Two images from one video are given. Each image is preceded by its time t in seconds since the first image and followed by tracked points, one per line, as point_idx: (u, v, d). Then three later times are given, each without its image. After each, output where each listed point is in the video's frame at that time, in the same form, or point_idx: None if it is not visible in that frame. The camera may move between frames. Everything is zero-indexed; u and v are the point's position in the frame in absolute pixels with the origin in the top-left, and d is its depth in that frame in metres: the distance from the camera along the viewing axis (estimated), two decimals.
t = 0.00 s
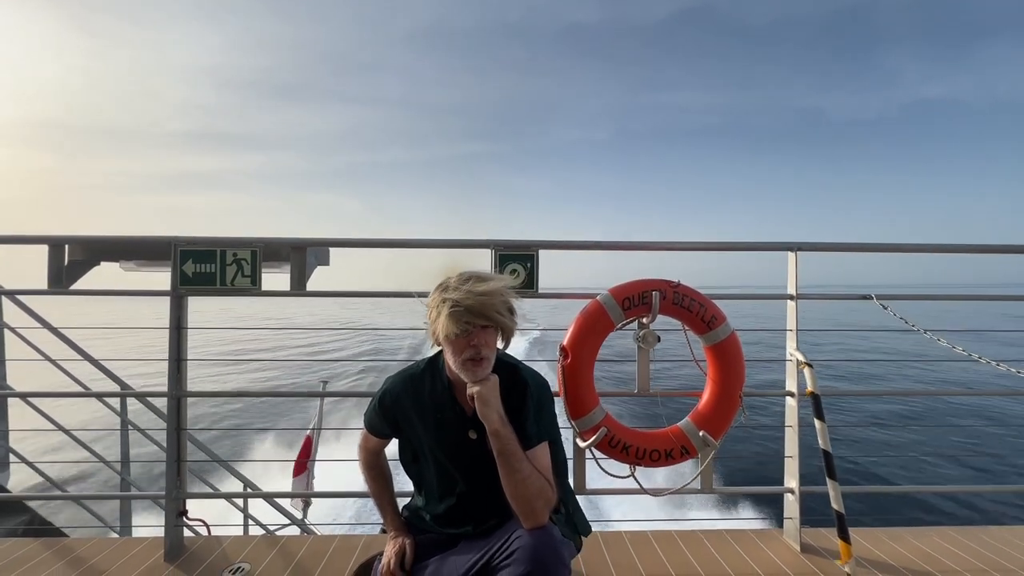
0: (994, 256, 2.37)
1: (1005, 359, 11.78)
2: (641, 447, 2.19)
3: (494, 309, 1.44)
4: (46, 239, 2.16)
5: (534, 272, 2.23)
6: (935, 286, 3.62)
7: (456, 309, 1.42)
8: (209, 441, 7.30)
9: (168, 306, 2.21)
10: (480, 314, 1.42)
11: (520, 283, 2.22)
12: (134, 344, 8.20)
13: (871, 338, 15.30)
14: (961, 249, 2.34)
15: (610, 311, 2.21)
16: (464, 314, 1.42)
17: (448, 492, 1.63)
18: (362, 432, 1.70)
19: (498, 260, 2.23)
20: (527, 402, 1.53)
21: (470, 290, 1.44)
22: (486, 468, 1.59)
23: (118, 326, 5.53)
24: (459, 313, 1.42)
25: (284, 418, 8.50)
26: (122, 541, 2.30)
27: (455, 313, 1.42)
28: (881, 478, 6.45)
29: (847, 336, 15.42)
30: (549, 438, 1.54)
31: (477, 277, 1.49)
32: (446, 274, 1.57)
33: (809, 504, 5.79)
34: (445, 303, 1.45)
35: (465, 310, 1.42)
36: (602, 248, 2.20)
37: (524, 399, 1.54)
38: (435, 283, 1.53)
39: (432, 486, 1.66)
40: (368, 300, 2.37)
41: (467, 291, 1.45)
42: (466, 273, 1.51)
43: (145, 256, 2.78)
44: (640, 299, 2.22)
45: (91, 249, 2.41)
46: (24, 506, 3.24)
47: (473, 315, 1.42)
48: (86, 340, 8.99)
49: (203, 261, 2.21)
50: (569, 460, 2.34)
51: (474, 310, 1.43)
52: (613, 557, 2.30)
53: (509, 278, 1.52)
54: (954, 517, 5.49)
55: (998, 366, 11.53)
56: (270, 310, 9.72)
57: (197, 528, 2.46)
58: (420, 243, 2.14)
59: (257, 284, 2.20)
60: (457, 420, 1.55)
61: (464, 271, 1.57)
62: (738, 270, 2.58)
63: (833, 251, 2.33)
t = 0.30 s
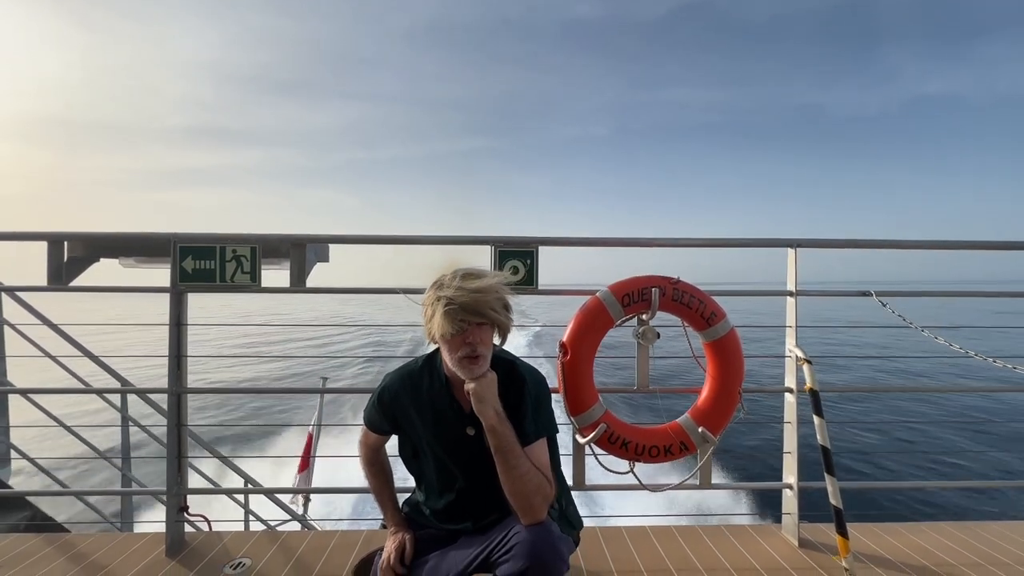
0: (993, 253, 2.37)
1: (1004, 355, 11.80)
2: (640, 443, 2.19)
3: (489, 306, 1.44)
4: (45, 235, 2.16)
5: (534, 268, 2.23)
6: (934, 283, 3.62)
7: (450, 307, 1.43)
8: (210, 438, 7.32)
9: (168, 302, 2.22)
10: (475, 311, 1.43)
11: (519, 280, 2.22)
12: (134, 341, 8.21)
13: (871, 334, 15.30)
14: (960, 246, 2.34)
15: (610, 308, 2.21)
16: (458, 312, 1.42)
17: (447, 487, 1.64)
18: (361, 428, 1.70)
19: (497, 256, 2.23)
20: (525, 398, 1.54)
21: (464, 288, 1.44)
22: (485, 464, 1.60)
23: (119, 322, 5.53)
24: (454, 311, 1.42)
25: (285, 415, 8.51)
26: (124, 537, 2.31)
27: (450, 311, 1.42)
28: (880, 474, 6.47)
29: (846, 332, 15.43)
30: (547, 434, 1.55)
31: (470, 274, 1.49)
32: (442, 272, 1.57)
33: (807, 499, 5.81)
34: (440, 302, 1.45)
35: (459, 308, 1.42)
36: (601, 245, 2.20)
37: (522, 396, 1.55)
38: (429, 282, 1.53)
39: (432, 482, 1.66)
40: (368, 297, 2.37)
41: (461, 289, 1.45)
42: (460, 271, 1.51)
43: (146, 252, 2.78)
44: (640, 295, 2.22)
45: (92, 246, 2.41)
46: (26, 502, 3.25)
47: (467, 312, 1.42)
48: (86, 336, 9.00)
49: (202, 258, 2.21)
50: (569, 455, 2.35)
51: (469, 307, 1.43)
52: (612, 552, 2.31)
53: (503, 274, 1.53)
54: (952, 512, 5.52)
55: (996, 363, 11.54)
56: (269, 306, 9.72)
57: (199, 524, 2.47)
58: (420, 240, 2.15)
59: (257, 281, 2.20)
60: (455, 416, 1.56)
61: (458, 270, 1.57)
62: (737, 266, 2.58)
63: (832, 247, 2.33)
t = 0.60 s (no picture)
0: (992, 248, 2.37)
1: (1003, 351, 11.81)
2: (639, 439, 2.20)
3: (490, 303, 1.45)
4: (44, 231, 2.16)
5: (533, 264, 2.23)
6: (934, 278, 3.61)
7: (452, 304, 1.43)
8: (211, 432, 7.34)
9: (168, 298, 2.22)
10: (477, 308, 1.43)
11: (519, 275, 2.22)
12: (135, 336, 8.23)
13: (871, 330, 15.32)
14: (960, 241, 2.34)
15: (609, 303, 2.21)
16: (460, 308, 1.43)
17: (448, 482, 1.65)
18: (362, 423, 1.71)
19: (497, 252, 2.24)
20: (526, 394, 1.54)
21: (466, 285, 1.45)
22: (485, 460, 1.61)
23: (119, 318, 5.55)
24: (455, 307, 1.42)
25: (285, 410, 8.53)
26: (127, 531, 2.32)
27: (451, 307, 1.43)
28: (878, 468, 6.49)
29: (846, 328, 15.44)
30: (547, 430, 1.56)
31: (473, 271, 1.49)
32: (443, 268, 1.58)
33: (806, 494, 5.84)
34: (441, 297, 1.45)
35: (461, 304, 1.42)
36: (601, 241, 2.20)
37: (522, 391, 1.55)
38: (432, 278, 1.54)
39: (433, 477, 1.67)
40: (367, 292, 2.38)
41: (463, 286, 1.46)
42: (463, 268, 1.52)
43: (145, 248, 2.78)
44: (639, 291, 2.23)
45: (91, 241, 2.41)
46: (28, 496, 3.27)
47: (469, 309, 1.43)
48: (87, 331, 9.01)
49: (202, 254, 2.21)
50: (569, 450, 2.36)
51: (470, 304, 1.43)
52: (611, 546, 2.32)
53: (506, 272, 1.53)
54: (950, 507, 5.54)
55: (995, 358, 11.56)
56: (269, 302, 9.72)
57: (201, 518, 2.48)
58: (419, 236, 2.15)
59: (257, 276, 2.20)
60: (456, 412, 1.56)
61: (461, 266, 1.57)
62: (737, 262, 2.58)
63: (833, 243, 2.33)
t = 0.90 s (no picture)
0: (990, 243, 2.37)
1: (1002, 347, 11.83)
2: (638, 434, 2.21)
3: (495, 301, 1.46)
4: (44, 228, 2.17)
5: (532, 260, 2.24)
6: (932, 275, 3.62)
7: (456, 301, 1.44)
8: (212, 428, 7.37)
9: (169, 295, 2.23)
10: (481, 305, 1.44)
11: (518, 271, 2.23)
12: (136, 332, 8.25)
13: (871, 326, 15.33)
14: (957, 237, 2.34)
15: (608, 300, 2.22)
16: (465, 306, 1.43)
17: (449, 477, 1.66)
18: (364, 419, 1.72)
19: (496, 248, 2.24)
20: (528, 391, 1.56)
21: (471, 282, 1.46)
22: (487, 456, 1.62)
23: (120, 314, 5.56)
24: (460, 304, 1.43)
25: (286, 406, 8.56)
26: (129, 525, 2.34)
27: (456, 304, 1.43)
28: (877, 464, 6.52)
29: (846, 324, 15.45)
30: (549, 427, 1.57)
31: (477, 268, 1.50)
32: (447, 265, 1.58)
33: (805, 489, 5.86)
34: (445, 295, 1.46)
35: (466, 301, 1.43)
36: (600, 237, 2.21)
37: (525, 388, 1.56)
38: (436, 274, 1.54)
39: (434, 472, 1.69)
40: (367, 289, 2.39)
41: (468, 283, 1.46)
42: (467, 265, 1.53)
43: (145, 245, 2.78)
44: (638, 287, 2.24)
45: (91, 238, 2.42)
46: (31, 492, 3.29)
47: (474, 306, 1.43)
48: (88, 327, 9.03)
49: (202, 250, 2.22)
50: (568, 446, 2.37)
51: (475, 301, 1.44)
52: (610, 540, 2.34)
53: (509, 270, 1.54)
54: (948, 502, 5.57)
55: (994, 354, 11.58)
56: (270, 298, 9.74)
57: (203, 513, 2.50)
58: (419, 232, 2.16)
59: (257, 273, 2.21)
60: (458, 409, 1.57)
61: (465, 262, 1.58)
62: (736, 258, 2.59)
63: (832, 238, 2.34)
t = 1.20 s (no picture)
0: (988, 237, 2.38)
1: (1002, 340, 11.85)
2: (637, 427, 2.23)
3: (500, 294, 1.47)
4: (45, 223, 2.18)
5: (532, 254, 2.25)
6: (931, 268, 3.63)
7: (463, 294, 1.45)
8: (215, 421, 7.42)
9: (170, 289, 2.25)
10: (487, 299, 1.45)
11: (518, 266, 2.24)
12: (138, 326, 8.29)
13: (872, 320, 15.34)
14: (956, 230, 2.35)
15: (608, 294, 2.23)
16: (471, 298, 1.45)
17: (452, 470, 1.68)
18: (367, 411, 1.74)
19: (495, 242, 2.25)
20: (532, 386, 1.57)
21: (477, 275, 1.47)
22: (489, 449, 1.64)
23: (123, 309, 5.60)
24: (467, 298, 1.44)
25: (288, 399, 8.60)
26: (134, 517, 2.37)
27: (463, 297, 1.45)
28: (876, 456, 6.55)
29: (847, 318, 15.46)
30: (552, 421, 1.59)
31: (482, 262, 1.52)
32: (452, 259, 1.60)
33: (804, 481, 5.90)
34: (452, 288, 1.48)
35: (472, 295, 1.45)
36: (600, 232, 2.21)
37: (528, 383, 1.58)
38: (442, 268, 1.55)
39: (436, 464, 1.71)
40: (368, 283, 2.41)
41: (474, 276, 1.48)
42: (473, 258, 1.54)
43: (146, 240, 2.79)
44: (638, 281, 2.25)
45: (92, 233, 2.43)
46: (36, 484, 3.32)
47: (480, 299, 1.45)
48: (90, 321, 9.06)
49: (203, 245, 2.23)
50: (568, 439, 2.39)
51: (481, 295, 1.45)
52: (609, 531, 2.37)
53: (515, 263, 1.55)
54: (946, 493, 5.61)
55: (994, 347, 11.60)
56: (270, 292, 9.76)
57: (206, 505, 2.52)
58: (419, 227, 2.17)
59: (257, 267, 2.23)
60: (462, 402, 1.59)
61: (470, 256, 1.59)
62: (735, 252, 2.60)
63: (831, 232, 2.34)
